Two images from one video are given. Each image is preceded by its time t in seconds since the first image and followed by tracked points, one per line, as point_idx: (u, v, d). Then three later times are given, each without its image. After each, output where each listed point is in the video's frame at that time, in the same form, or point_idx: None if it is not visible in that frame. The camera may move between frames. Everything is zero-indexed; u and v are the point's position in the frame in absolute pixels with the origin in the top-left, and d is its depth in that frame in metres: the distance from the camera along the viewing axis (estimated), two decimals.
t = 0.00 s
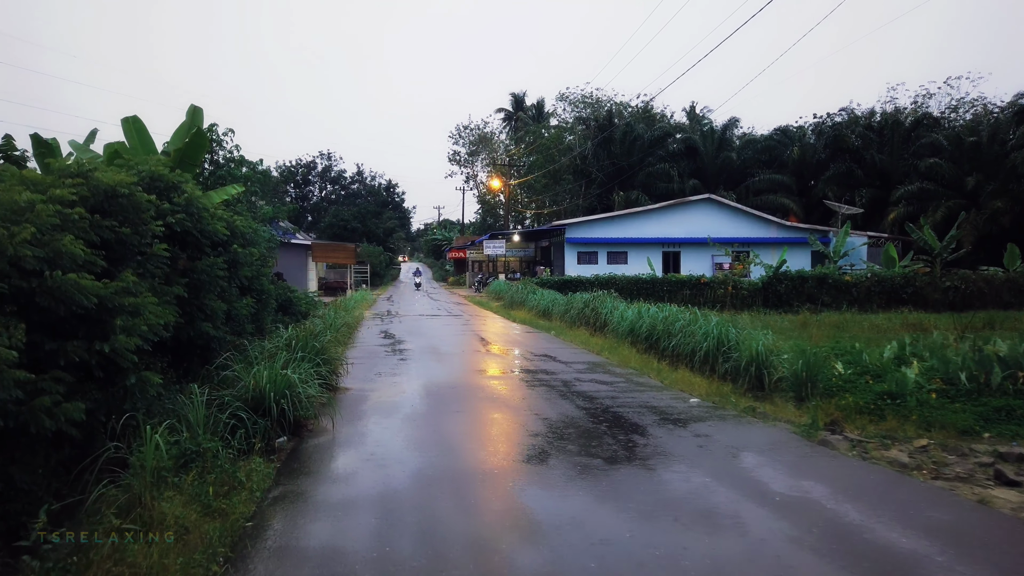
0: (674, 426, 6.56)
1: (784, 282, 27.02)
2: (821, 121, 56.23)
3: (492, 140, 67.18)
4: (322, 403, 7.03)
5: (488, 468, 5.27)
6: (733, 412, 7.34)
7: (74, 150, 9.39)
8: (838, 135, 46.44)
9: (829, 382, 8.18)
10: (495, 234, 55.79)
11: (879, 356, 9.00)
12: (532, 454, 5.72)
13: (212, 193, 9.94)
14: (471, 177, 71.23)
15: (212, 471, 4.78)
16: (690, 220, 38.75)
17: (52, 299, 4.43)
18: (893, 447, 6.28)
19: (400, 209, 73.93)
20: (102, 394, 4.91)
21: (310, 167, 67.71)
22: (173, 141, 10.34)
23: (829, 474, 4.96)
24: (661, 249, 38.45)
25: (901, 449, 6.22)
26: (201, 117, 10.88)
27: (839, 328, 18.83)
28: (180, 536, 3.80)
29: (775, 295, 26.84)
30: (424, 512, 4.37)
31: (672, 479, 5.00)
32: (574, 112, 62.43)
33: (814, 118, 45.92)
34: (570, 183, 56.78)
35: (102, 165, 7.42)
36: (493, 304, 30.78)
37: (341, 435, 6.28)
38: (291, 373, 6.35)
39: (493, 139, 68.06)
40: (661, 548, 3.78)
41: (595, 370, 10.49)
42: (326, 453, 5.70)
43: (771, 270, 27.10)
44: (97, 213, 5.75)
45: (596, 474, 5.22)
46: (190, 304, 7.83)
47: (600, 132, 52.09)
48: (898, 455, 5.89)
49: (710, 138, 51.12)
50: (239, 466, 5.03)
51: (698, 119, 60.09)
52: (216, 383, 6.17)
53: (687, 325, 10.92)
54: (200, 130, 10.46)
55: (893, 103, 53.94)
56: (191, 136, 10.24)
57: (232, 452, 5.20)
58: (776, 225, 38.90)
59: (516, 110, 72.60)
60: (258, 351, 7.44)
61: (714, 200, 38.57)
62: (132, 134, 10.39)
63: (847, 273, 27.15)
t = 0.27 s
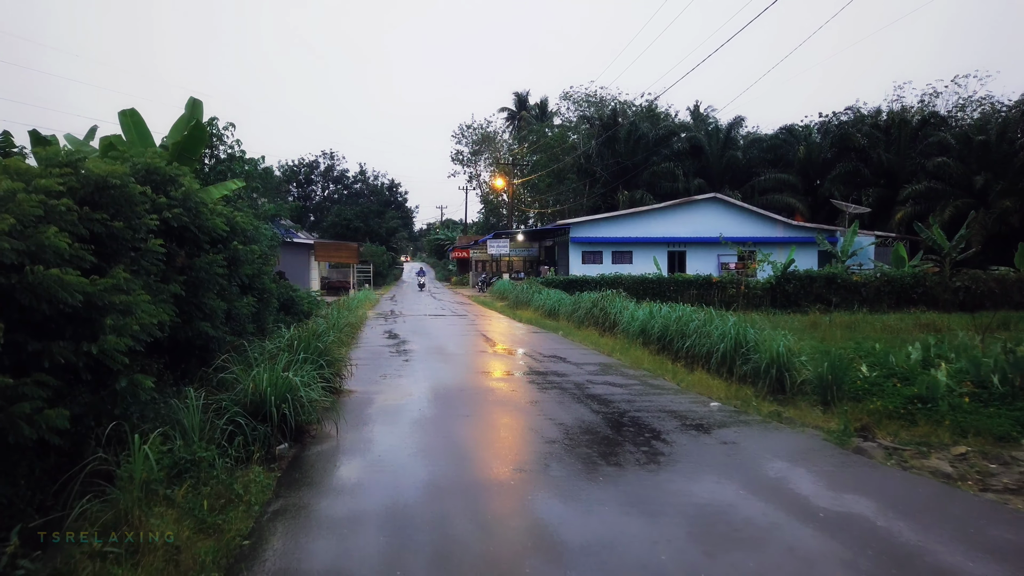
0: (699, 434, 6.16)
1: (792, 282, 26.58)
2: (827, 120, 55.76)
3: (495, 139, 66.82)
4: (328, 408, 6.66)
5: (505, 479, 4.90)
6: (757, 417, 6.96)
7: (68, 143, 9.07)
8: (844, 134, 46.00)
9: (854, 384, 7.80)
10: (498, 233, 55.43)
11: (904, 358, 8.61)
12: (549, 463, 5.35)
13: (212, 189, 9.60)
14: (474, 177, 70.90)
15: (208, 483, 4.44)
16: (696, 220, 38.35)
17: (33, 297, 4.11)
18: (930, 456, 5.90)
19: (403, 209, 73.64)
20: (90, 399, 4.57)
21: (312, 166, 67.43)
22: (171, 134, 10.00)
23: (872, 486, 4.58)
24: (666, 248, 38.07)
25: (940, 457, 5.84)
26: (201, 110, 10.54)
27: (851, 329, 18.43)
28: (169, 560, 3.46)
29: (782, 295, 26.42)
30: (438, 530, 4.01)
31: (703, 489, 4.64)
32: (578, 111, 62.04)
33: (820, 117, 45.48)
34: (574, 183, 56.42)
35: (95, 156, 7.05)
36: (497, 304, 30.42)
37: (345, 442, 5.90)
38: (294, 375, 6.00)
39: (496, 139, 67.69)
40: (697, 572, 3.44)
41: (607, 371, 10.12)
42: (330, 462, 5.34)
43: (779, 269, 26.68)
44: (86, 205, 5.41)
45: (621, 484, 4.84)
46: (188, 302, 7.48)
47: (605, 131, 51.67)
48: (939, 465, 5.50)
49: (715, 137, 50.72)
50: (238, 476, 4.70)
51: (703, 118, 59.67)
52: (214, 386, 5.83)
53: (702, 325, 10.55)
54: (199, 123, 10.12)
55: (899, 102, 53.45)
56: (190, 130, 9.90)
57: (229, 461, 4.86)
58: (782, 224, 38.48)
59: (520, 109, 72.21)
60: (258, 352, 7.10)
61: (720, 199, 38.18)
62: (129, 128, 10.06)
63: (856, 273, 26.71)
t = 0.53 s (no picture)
0: (717, 446, 5.83)
1: (797, 283, 26.24)
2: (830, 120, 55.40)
3: (495, 139, 66.49)
4: (326, 417, 6.34)
5: (515, 496, 4.58)
6: (776, 427, 6.64)
7: (59, 141, 8.75)
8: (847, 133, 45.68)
9: (875, 391, 7.49)
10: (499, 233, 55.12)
11: (925, 363, 8.29)
12: (561, 477, 5.03)
13: (207, 188, 9.28)
14: (475, 177, 70.57)
15: (196, 504, 4.13)
16: (698, 220, 38.04)
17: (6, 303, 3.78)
18: (963, 469, 5.57)
19: (403, 208, 73.32)
20: (72, 411, 4.26)
21: (312, 166, 67.15)
22: (166, 132, 9.68)
23: (910, 507, 4.25)
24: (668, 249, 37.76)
25: (973, 471, 5.51)
26: (197, 107, 10.21)
27: (860, 331, 18.11)
28: None
29: (786, 296, 26.07)
30: (445, 555, 3.69)
31: (729, 508, 4.33)
32: (579, 110, 61.70)
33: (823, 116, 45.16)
34: (575, 183, 56.12)
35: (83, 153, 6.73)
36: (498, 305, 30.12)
37: (344, 455, 5.57)
38: (290, 384, 5.67)
39: (496, 138, 67.35)
40: None
41: (615, 376, 9.80)
42: (328, 479, 5.02)
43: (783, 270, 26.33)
44: (70, 204, 5.09)
45: (639, 500, 4.53)
46: (181, 306, 7.16)
47: (606, 130, 51.34)
48: (974, 480, 5.17)
49: (717, 136, 50.41)
50: (230, 495, 4.40)
51: (705, 118, 59.34)
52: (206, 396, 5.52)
53: (712, 329, 10.24)
54: (194, 120, 9.80)
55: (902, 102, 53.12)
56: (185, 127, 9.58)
57: (222, 478, 4.56)
58: (785, 225, 38.17)
59: (520, 109, 71.86)
60: (253, 358, 6.78)
61: (723, 199, 37.86)
62: (122, 125, 9.74)
63: (860, 274, 26.37)
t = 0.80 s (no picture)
0: (735, 453, 5.45)
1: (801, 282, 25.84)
2: (832, 118, 55.02)
3: (495, 138, 66.09)
4: (319, 423, 5.96)
5: (521, 511, 4.20)
6: (795, 432, 6.26)
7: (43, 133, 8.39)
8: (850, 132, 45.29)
9: (897, 393, 7.10)
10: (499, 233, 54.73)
11: (947, 364, 7.90)
12: (573, 487, 4.66)
13: (198, 183, 8.91)
14: (474, 176, 70.19)
15: (173, 520, 3.79)
16: (700, 219, 37.69)
17: None
18: (999, 478, 5.19)
19: (402, 208, 72.95)
20: (41, 418, 3.92)
21: (311, 166, 66.80)
22: (155, 124, 9.31)
23: (955, 524, 3.87)
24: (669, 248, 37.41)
25: (1011, 479, 5.11)
26: (187, 99, 9.84)
27: (868, 331, 17.70)
28: None
29: (790, 296, 25.67)
30: None
31: (756, 523, 3.95)
32: (579, 109, 61.31)
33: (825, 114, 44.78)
34: (576, 182, 55.77)
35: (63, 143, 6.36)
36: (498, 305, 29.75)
37: (338, 465, 5.19)
38: (279, 388, 5.30)
39: (496, 138, 66.95)
40: None
41: (623, 378, 9.43)
42: (320, 490, 4.64)
43: (787, 269, 25.93)
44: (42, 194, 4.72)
45: (658, 513, 4.16)
46: (168, 305, 6.77)
47: (607, 129, 50.95)
48: (1014, 490, 4.78)
49: (718, 135, 50.06)
50: (213, 509, 4.04)
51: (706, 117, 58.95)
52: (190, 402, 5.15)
53: (722, 328, 9.88)
54: (184, 112, 9.43)
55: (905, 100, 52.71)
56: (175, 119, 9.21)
57: (204, 491, 4.19)
58: (788, 224, 37.79)
59: (520, 108, 71.46)
60: (242, 362, 6.41)
61: (725, 198, 37.48)
62: (110, 118, 9.37)
63: (865, 274, 25.95)
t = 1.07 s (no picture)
0: (758, 467, 5.11)
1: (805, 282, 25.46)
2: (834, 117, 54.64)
3: (495, 137, 65.70)
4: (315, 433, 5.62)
5: (533, 534, 3.87)
6: (819, 442, 5.92)
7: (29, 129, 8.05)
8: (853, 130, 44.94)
9: (922, 399, 6.77)
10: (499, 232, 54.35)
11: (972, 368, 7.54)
12: (590, 505, 4.31)
13: (191, 180, 8.56)
14: (474, 176, 69.81)
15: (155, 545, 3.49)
16: (702, 218, 37.36)
17: None
18: None
19: (402, 208, 72.57)
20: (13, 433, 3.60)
21: (311, 165, 66.42)
22: (146, 119, 8.95)
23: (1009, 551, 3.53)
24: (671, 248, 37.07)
25: None
26: (180, 93, 9.50)
27: (876, 332, 17.33)
28: None
29: (794, 296, 25.28)
30: None
31: (791, 549, 3.61)
32: (580, 108, 60.93)
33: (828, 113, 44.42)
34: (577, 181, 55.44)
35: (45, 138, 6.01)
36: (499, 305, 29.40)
37: (335, 481, 4.83)
38: (272, 398, 4.96)
39: (496, 137, 66.54)
40: None
41: (632, 382, 9.10)
42: (316, 509, 4.31)
43: (791, 269, 25.56)
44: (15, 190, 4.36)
45: (683, 537, 3.82)
46: (157, 307, 6.40)
47: (607, 128, 50.56)
48: None
49: (720, 134, 49.70)
50: (197, 532, 3.72)
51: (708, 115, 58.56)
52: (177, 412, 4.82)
53: (734, 331, 9.56)
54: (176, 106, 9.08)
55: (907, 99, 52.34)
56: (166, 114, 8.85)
57: (190, 511, 3.87)
58: (791, 223, 37.44)
59: (520, 107, 71.08)
60: (234, 370, 6.07)
61: (727, 197, 37.14)
62: (100, 114, 9.03)
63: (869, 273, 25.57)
